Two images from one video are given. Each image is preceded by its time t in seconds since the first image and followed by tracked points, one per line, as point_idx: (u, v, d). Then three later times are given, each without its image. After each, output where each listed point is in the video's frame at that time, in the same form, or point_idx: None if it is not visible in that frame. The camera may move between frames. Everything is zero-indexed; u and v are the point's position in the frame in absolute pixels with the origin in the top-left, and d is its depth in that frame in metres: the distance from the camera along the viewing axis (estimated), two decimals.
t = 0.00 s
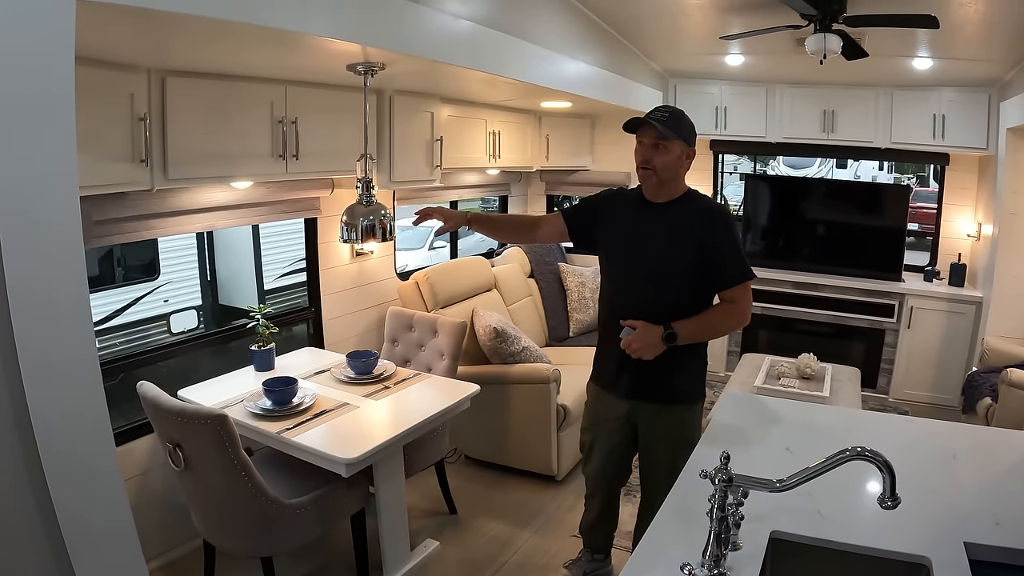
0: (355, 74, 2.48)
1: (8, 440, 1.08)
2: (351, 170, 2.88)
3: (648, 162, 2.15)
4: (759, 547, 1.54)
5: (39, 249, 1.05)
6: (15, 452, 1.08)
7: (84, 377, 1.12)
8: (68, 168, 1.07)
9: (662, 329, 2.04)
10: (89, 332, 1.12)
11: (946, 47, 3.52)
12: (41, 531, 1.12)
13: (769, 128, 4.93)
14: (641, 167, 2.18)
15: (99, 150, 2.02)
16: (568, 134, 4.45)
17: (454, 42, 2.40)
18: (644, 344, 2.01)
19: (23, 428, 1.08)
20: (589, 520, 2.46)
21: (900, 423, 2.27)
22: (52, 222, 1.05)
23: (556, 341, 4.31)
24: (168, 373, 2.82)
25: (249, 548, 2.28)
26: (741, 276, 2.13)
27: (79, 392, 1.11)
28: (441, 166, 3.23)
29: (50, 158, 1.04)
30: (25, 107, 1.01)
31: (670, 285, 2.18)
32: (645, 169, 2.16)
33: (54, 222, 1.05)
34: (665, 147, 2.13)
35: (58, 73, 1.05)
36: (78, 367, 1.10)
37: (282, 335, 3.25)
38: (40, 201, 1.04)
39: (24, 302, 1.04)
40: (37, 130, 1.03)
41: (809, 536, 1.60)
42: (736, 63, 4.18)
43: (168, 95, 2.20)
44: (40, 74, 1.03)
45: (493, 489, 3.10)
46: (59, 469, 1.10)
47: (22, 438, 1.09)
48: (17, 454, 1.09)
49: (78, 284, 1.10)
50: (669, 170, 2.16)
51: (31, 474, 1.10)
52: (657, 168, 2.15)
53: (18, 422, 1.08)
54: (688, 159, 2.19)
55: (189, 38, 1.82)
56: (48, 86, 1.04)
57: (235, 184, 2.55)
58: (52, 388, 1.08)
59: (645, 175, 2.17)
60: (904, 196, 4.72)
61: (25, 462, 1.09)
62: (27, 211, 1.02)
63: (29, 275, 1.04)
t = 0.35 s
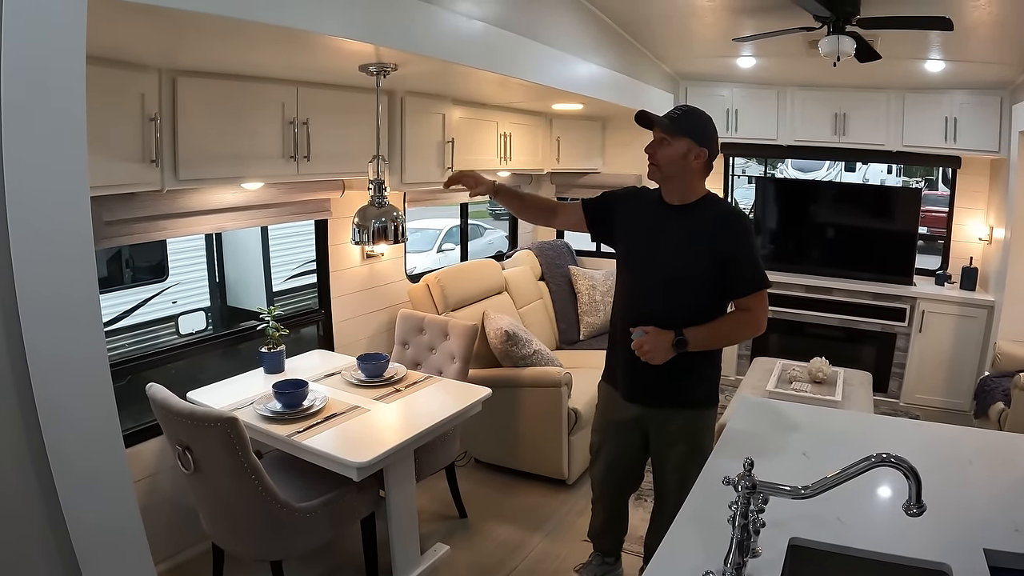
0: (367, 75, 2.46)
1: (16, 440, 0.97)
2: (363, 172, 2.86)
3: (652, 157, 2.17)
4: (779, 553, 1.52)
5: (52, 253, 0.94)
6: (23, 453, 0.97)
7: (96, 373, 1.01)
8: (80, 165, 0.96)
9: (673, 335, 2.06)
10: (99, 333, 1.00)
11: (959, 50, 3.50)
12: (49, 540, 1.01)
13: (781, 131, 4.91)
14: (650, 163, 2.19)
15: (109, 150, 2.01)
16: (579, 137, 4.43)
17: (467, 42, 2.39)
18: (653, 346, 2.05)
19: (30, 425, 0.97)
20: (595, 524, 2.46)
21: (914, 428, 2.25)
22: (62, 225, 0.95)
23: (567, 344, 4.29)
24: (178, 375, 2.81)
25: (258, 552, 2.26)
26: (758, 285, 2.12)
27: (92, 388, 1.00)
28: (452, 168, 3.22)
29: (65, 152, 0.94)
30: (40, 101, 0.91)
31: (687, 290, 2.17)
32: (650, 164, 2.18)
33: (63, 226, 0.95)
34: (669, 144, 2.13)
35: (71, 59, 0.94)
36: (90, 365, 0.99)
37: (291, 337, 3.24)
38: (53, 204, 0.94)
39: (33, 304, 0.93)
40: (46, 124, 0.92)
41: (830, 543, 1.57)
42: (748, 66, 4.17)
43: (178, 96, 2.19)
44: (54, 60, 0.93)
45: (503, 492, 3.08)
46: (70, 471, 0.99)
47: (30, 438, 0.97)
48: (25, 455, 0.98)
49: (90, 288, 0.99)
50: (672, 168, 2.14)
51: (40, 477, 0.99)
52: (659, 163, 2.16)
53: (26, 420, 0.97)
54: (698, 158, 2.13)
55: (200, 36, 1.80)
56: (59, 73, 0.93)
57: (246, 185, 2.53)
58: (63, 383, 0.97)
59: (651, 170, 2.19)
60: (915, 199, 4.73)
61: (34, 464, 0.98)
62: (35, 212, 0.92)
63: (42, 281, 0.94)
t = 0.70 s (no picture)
0: (378, 76, 2.45)
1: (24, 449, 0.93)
2: (373, 174, 2.85)
3: (643, 159, 2.16)
4: (796, 561, 1.49)
5: (62, 254, 0.91)
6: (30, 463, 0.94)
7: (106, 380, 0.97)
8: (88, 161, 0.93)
9: (664, 336, 2.07)
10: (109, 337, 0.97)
11: (970, 53, 3.48)
12: (58, 553, 0.97)
13: (791, 134, 4.90)
14: (640, 165, 2.19)
15: (118, 150, 2.00)
16: (589, 140, 4.42)
17: (478, 43, 2.38)
18: (645, 348, 2.06)
19: (38, 434, 0.94)
20: (589, 522, 2.46)
21: (928, 434, 2.23)
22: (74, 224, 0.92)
23: (576, 348, 4.27)
24: (186, 377, 2.80)
25: (266, 556, 2.24)
26: (749, 288, 2.11)
27: (100, 397, 0.97)
28: (462, 171, 3.21)
29: (74, 146, 0.91)
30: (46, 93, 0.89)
31: (680, 293, 2.15)
32: (642, 166, 2.18)
33: (71, 223, 0.92)
34: (661, 146, 2.12)
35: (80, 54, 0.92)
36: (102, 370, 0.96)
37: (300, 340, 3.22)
38: (64, 201, 0.91)
39: (45, 315, 0.91)
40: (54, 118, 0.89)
41: (846, 551, 1.53)
42: (758, 69, 4.15)
43: (188, 97, 2.18)
44: (57, 60, 0.89)
45: (512, 497, 3.06)
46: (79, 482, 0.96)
47: (37, 446, 0.94)
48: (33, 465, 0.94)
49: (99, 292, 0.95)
50: (663, 170, 2.13)
51: (48, 488, 0.95)
52: (650, 166, 2.15)
53: (33, 428, 0.94)
54: (689, 160, 2.13)
55: (210, 37, 1.79)
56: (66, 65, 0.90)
57: (255, 186, 2.52)
58: (72, 390, 0.94)
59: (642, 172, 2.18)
60: (926, 204, 4.67)
61: (42, 474, 0.95)
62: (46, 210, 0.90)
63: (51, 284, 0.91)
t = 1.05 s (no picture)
0: (388, 79, 2.45)
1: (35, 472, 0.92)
2: (383, 176, 2.85)
3: (650, 167, 2.13)
4: (807, 569, 1.45)
5: (74, 263, 0.89)
6: (43, 486, 0.93)
7: (119, 403, 0.96)
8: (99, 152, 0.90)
9: (637, 332, 2.08)
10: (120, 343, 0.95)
11: (980, 56, 3.47)
12: None
13: (800, 138, 4.94)
14: (639, 173, 2.14)
15: (127, 152, 1.99)
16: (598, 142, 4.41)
17: (489, 45, 2.37)
18: (619, 344, 2.08)
19: (51, 456, 0.93)
20: (589, 524, 2.45)
21: (940, 439, 2.21)
22: (83, 224, 0.89)
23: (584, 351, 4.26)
24: (193, 379, 2.79)
25: (273, 560, 2.24)
26: (716, 283, 2.11)
27: (112, 420, 0.95)
28: (472, 173, 3.21)
29: (88, 148, 0.89)
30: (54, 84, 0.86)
31: (648, 289, 2.15)
32: (647, 175, 2.13)
33: (83, 223, 0.89)
34: (663, 154, 2.16)
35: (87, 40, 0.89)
36: (113, 390, 0.94)
37: (308, 342, 3.22)
38: (77, 211, 0.89)
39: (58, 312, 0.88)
40: (60, 109, 0.86)
41: (857, 558, 1.50)
42: (767, 72, 4.14)
43: (197, 98, 2.17)
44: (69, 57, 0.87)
45: (520, 501, 3.04)
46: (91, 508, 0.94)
47: (51, 470, 0.93)
48: (47, 487, 0.93)
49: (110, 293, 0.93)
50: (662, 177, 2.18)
51: (61, 511, 0.95)
52: (657, 173, 2.14)
53: (46, 451, 0.93)
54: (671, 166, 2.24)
55: (221, 38, 1.78)
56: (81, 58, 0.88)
57: (264, 188, 2.51)
58: (85, 415, 0.92)
59: (646, 181, 2.14)
60: (935, 208, 4.64)
61: (55, 497, 0.94)
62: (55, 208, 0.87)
63: (59, 284, 0.88)
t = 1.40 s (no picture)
0: (398, 78, 2.44)
1: (41, 476, 0.93)
2: (391, 177, 2.84)
3: (645, 165, 2.09)
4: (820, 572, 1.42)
5: (77, 256, 0.90)
6: (48, 490, 0.93)
7: (125, 407, 0.97)
8: (106, 149, 0.92)
9: (637, 331, 2.05)
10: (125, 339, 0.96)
11: (990, 58, 3.45)
12: None
13: (810, 140, 4.92)
14: (634, 171, 2.10)
15: (135, 151, 1.98)
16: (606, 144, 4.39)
17: (499, 45, 2.36)
18: (620, 343, 2.04)
19: (57, 460, 0.94)
20: (595, 527, 2.41)
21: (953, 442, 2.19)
22: (89, 219, 0.90)
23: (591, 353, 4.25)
24: (199, 380, 2.78)
25: (279, 562, 2.22)
26: (710, 280, 2.11)
27: (116, 426, 0.96)
28: (480, 174, 3.21)
29: (94, 143, 0.90)
30: (61, 81, 0.87)
31: (643, 288, 2.12)
32: (642, 173, 2.09)
33: (90, 219, 0.91)
34: (655, 151, 2.13)
35: (96, 39, 0.91)
36: (118, 390, 0.96)
37: (315, 343, 3.20)
38: (82, 203, 0.90)
39: (66, 310, 0.90)
40: (66, 104, 0.88)
41: (872, 563, 1.46)
42: (777, 73, 4.12)
43: (205, 97, 2.16)
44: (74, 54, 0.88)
45: (527, 503, 3.03)
46: (97, 514, 0.95)
47: (57, 476, 0.94)
48: (53, 492, 0.94)
49: (117, 288, 0.95)
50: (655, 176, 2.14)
51: (67, 515, 0.95)
52: (651, 171, 2.11)
53: (53, 454, 0.93)
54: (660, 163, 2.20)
55: (232, 36, 1.77)
56: (92, 56, 0.90)
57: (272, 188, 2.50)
58: (90, 419, 0.93)
59: (641, 179, 2.10)
60: (944, 211, 4.62)
61: (61, 501, 0.94)
62: (63, 201, 0.88)
63: (66, 285, 0.90)
